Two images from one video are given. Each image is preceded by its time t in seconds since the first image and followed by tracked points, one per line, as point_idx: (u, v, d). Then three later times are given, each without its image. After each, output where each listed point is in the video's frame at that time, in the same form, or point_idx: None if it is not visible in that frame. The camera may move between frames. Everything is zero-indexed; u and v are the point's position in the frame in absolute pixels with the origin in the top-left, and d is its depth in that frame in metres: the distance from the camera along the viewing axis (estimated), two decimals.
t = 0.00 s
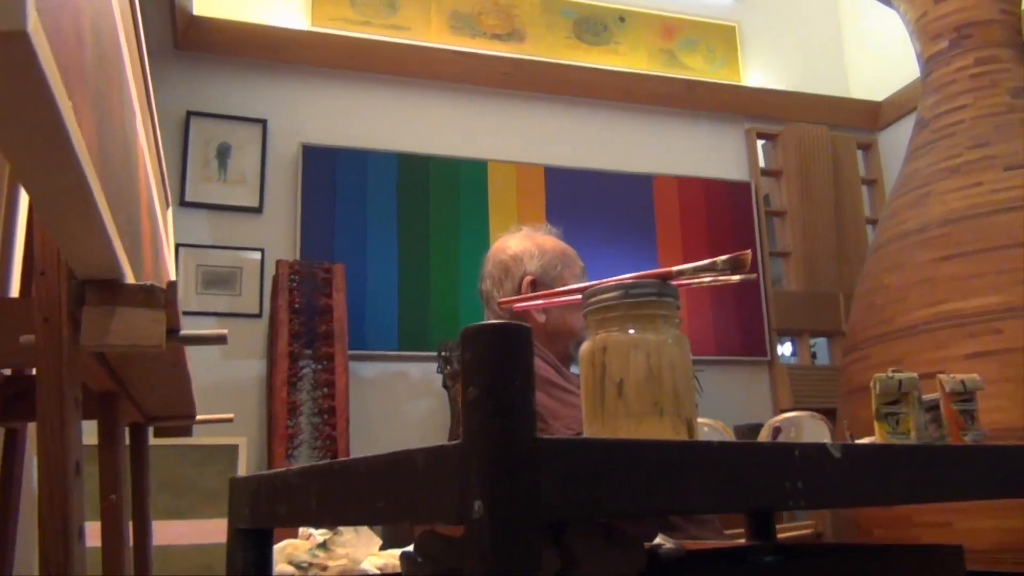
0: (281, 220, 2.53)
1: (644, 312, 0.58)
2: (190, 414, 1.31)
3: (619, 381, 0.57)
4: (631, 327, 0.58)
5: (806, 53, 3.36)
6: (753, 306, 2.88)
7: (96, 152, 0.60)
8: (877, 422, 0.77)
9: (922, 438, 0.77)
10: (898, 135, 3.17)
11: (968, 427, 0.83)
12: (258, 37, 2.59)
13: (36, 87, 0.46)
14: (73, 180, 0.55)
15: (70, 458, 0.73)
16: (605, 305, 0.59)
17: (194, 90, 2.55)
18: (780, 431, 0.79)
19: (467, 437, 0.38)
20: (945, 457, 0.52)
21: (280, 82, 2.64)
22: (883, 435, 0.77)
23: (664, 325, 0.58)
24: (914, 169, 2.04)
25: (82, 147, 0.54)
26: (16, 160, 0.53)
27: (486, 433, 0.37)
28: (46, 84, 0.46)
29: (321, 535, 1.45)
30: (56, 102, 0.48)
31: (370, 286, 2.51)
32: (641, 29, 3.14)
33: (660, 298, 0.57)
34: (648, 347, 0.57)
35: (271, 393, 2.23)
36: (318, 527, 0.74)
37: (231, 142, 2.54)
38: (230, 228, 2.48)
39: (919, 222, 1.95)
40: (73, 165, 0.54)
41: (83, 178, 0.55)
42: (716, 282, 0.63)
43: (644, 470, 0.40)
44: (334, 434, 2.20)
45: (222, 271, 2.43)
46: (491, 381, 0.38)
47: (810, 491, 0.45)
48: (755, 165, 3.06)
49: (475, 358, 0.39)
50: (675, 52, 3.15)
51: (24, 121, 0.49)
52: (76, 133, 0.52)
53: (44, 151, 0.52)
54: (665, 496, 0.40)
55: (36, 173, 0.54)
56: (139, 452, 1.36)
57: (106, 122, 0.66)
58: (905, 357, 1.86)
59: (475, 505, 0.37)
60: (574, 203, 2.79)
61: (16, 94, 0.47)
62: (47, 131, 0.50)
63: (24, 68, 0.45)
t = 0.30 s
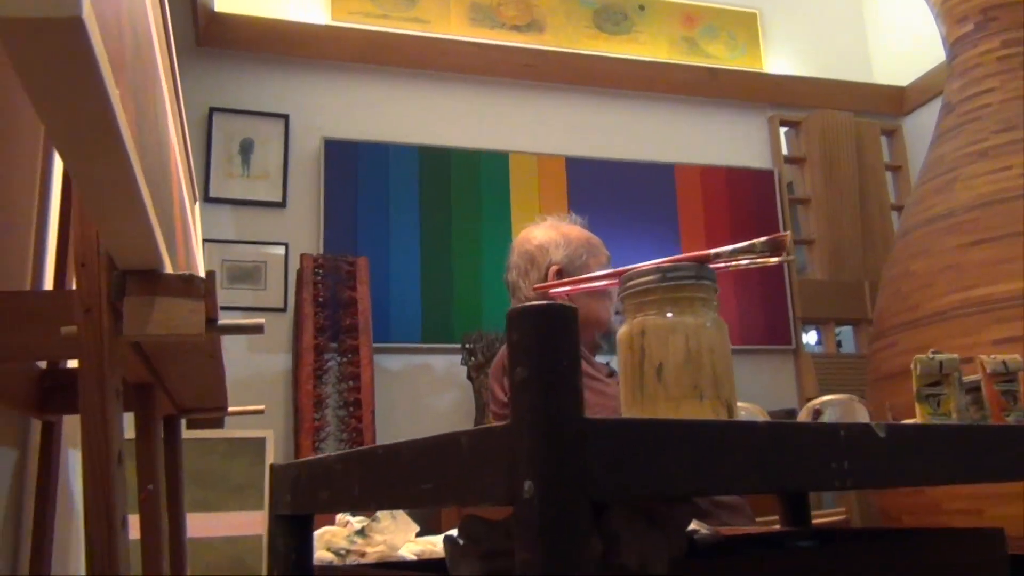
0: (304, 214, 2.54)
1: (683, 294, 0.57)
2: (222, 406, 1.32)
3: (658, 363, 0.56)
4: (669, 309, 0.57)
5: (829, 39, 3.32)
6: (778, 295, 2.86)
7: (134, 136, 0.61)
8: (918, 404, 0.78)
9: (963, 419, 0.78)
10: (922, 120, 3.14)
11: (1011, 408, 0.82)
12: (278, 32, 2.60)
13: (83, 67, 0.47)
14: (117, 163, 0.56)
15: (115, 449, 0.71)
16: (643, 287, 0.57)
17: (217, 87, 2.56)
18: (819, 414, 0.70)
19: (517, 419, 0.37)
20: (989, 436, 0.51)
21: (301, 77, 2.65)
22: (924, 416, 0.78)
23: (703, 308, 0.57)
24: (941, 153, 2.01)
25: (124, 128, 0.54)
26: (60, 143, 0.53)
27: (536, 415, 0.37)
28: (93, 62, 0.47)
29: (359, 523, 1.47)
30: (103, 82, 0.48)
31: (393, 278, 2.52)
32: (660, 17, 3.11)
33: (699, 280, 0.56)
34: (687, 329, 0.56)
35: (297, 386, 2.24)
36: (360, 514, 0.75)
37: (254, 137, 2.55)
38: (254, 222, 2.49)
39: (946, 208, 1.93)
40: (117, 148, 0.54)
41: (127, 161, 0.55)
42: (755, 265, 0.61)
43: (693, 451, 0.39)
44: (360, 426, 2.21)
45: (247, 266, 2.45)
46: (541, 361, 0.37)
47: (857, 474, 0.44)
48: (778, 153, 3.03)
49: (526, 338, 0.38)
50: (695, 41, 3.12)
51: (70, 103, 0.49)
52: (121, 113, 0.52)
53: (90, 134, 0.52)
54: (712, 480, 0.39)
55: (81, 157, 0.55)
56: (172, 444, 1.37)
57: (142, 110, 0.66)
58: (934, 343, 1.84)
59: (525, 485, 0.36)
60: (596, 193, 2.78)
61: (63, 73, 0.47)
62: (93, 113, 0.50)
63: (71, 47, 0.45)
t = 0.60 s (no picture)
0: (329, 206, 2.55)
1: (721, 277, 0.56)
2: (255, 396, 1.34)
3: (697, 344, 0.56)
4: (707, 291, 0.56)
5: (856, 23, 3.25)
6: (805, 283, 2.84)
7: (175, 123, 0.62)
8: (960, 384, 0.78)
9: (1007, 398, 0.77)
10: (951, 104, 3.10)
11: None
12: (301, 26, 2.60)
13: (130, 49, 0.47)
14: (161, 144, 0.56)
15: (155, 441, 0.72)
16: (681, 269, 0.57)
17: (242, 81, 2.58)
18: (860, 395, 0.69)
19: (564, 399, 0.36)
20: None
21: (325, 70, 2.66)
22: (968, 396, 0.78)
23: (742, 290, 0.56)
24: (971, 137, 1.99)
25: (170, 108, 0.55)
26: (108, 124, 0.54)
27: (583, 395, 0.36)
28: (140, 41, 0.47)
29: (397, 507, 1.50)
30: (150, 62, 0.49)
31: (419, 269, 2.53)
32: (684, 4, 3.08)
33: (737, 262, 0.55)
34: (725, 311, 0.55)
35: (325, 377, 2.26)
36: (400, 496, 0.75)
37: (279, 131, 2.56)
38: (280, 215, 2.51)
39: (977, 192, 1.90)
40: (162, 129, 0.55)
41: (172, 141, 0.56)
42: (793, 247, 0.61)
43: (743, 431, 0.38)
44: (388, 417, 2.22)
45: (273, 259, 2.46)
46: (587, 339, 0.36)
47: (903, 450, 0.44)
48: (804, 139, 3.00)
49: (571, 317, 0.37)
50: (719, 27, 3.09)
51: (117, 89, 0.51)
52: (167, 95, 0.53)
53: (135, 116, 0.53)
54: (761, 458, 0.39)
55: (125, 139, 0.56)
56: (206, 433, 1.38)
57: (179, 99, 0.68)
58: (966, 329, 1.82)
59: (573, 463, 0.36)
60: (620, 183, 2.77)
61: (111, 55, 0.48)
62: (138, 94, 0.51)
63: (120, 26, 0.46)
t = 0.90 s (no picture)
0: (357, 197, 2.56)
1: (764, 258, 0.55)
2: (289, 385, 1.35)
3: (740, 327, 0.56)
4: (749, 273, 0.56)
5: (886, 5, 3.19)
6: (835, 269, 2.81)
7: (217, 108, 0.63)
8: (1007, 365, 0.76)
9: None
10: (984, 86, 3.04)
11: None
12: (327, 18, 2.61)
13: (173, 31, 0.47)
14: (206, 126, 0.57)
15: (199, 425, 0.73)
16: (722, 251, 0.56)
17: (270, 74, 2.59)
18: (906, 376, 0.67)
19: (614, 379, 0.35)
20: None
21: (351, 62, 2.66)
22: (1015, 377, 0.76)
23: (785, 272, 0.56)
24: (1005, 119, 1.96)
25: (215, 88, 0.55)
26: (155, 105, 0.54)
27: (634, 374, 0.35)
28: (183, 26, 0.47)
29: (436, 494, 1.51)
30: (197, 42, 0.49)
31: (446, 260, 2.53)
32: None
33: (780, 244, 0.55)
34: (768, 292, 0.55)
35: (355, 368, 2.27)
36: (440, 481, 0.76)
37: (306, 124, 2.58)
38: (309, 207, 2.52)
39: (1011, 174, 1.87)
40: (207, 110, 0.55)
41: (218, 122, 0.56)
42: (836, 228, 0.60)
43: (792, 405, 0.38)
44: (418, 407, 2.23)
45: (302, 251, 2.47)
46: (638, 319, 0.35)
47: (957, 430, 0.44)
48: (833, 124, 2.96)
49: (621, 297, 0.35)
50: (747, 12, 3.04)
51: (159, 76, 0.51)
52: (213, 74, 0.53)
53: (178, 102, 0.54)
54: (812, 438, 0.38)
55: (171, 122, 0.56)
56: (242, 422, 1.39)
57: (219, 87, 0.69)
58: (1001, 314, 1.80)
59: (625, 443, 0.35)
60: (647, 171, 2.75)
61: (154, 39, 0.48)
62: (180, 78, 0.52)
63: (164, 10, 0.46)
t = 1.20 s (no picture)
0: (385, 190, 2.57)
1: (805, 240, 0.55)
2: (323, 375, 1.36)
3: (783, 308, 0.55)
4: (790, 255, 0.56)
5: None
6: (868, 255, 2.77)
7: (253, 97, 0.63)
8: None
9: None
10: (1018, 67, 2.99)
11: None
12: (353, 11, 2.62)
13: (212, 23, 0.48)
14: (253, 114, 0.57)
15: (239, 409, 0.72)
16: (763, 233, 0.56)
17: (297, 68, 2.61)
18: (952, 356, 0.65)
19: (661, 361, 0.35)
20: None
21: (378, 55, 2.67)
22: None
23: (827, 254, 0.56)
24: None
25: (261, 78, 0.56)
26: (204, 95, 0.55)
27: (682, 355, 0.34)
28: (223, 17, 0.48)
29: (474, 481, 1.53)
30: (235, 34, 0.49)
31: (475, 251, 2.53)
32: None
33: (821, 225, 0.54)
34: (810, 273, 0.54)
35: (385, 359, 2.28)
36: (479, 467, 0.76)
37: (334, 116, 2.58)
38: (338, 200, 2.53)
39: None
40: (253, 99, 0.56)
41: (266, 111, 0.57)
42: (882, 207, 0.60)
43: (839, 383, 0.37)
44: (449, 397, 2.24)
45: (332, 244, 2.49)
46: (685, 300, 0.34)
47: (1007, 408, 0.43)
48: (865, 108, 2.92)
49: (665, 278, 0.35)
50: None
51: (198, 66, 0.52)
52: (260, 64, 0.54)
53: (218, 90, 0.54)
54: (859, 418, 0.38)
55: (210, 113, 0.56)
56: (278, 413, 1.40)
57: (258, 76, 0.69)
58: None
59: (673, 424, 0.34)
60: (675, 158, 2.73)
61: (192, 29, 0.48)
62: (218, 66, 0.52)
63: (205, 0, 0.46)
